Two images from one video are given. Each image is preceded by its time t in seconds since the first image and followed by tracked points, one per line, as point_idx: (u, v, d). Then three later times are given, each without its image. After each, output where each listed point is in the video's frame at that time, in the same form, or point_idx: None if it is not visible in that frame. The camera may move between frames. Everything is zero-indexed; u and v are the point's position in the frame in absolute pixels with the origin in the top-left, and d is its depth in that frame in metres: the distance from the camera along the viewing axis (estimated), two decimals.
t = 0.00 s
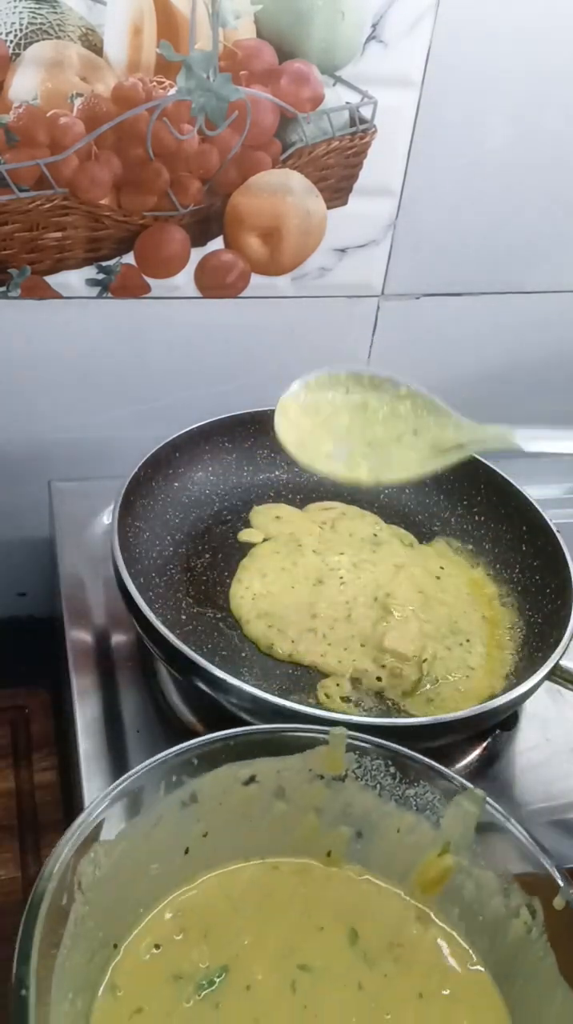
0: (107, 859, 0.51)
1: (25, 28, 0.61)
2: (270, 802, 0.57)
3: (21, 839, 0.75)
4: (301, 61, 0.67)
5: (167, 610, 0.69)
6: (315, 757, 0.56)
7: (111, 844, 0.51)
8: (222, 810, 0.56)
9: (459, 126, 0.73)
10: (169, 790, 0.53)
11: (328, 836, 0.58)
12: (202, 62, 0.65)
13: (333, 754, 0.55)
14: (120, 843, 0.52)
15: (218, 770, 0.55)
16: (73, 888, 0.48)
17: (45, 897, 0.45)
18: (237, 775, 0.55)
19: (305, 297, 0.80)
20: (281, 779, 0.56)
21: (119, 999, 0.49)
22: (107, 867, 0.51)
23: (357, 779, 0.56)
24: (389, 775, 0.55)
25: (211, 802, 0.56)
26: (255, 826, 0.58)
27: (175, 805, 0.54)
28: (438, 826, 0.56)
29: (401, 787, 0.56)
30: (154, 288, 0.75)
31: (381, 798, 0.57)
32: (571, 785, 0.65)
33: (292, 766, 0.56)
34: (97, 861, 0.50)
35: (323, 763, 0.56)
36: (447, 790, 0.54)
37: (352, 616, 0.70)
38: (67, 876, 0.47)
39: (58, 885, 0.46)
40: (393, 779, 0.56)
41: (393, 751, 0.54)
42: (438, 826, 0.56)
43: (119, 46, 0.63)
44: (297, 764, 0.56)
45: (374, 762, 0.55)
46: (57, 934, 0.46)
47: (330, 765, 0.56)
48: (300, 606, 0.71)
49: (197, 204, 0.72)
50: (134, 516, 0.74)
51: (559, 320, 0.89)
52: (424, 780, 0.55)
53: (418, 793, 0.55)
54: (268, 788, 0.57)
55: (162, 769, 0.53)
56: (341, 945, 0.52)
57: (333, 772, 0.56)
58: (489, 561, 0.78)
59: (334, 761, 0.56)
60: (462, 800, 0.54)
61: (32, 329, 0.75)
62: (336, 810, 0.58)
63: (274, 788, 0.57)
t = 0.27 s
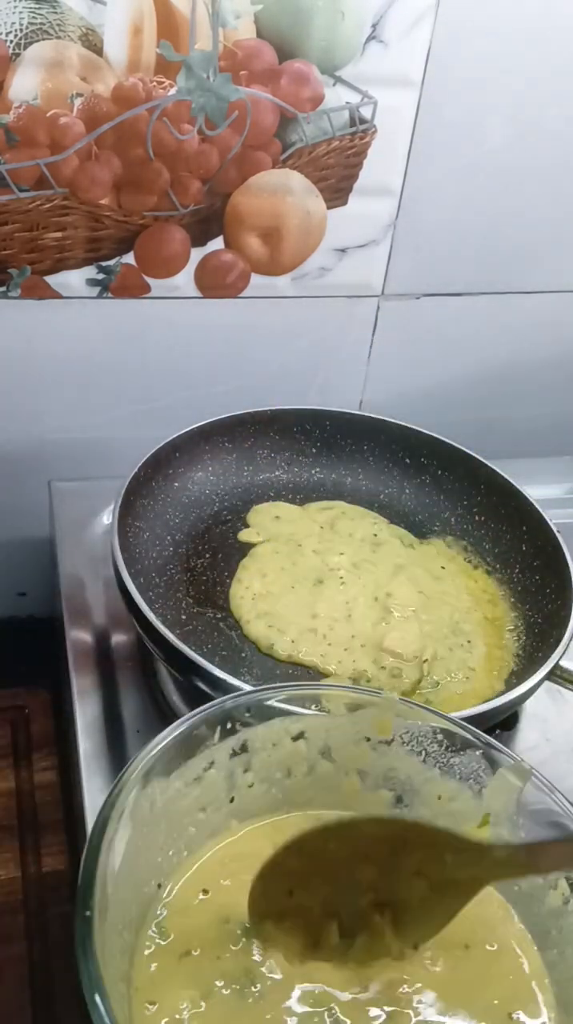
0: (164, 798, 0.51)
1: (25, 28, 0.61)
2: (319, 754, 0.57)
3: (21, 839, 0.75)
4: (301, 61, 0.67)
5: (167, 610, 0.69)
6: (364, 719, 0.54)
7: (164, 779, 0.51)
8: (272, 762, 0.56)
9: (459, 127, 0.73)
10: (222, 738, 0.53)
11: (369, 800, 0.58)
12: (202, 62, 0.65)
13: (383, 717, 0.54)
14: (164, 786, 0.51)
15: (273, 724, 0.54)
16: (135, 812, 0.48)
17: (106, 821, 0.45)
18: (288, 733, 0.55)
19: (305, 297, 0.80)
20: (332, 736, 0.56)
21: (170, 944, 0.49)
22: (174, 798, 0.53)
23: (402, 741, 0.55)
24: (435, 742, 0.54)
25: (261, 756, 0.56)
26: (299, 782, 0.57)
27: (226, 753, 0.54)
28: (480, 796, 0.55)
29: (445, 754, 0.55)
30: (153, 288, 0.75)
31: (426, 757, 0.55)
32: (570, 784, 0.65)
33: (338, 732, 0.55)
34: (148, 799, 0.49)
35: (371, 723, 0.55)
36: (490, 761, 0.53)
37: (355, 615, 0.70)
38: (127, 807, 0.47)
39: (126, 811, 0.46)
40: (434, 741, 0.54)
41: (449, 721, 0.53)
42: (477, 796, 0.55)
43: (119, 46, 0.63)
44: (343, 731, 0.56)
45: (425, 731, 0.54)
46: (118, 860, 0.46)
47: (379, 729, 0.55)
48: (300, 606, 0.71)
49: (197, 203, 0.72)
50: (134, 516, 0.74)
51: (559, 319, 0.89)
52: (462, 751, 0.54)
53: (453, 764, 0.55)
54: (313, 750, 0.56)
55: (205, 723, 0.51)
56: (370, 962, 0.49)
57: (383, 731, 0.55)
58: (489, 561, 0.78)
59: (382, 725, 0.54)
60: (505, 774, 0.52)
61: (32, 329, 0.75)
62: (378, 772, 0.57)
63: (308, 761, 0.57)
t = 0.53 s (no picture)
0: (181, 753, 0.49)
1: (25, 28, 0.61)
2: (341, 716, 0.54)
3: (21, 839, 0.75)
4: (301, 61, 0.67)
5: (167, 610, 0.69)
6: (384, 678, 0.52)
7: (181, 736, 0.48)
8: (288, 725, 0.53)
9: (459, 127, 0.73)
10: (239, 695, 0.50)
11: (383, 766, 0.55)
12: (203, 62, 0.65)
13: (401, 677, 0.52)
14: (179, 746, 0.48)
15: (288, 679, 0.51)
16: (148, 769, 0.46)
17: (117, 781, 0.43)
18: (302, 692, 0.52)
19: (305, 297, 0.80)
20: (354, 696, 0.53)
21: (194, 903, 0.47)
22: (192, 758, 0.50)
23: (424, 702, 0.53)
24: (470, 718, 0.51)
25: (277, 718, 0.53)
26: (314, 742, 0.55)
27: (242, 710, 0.51)
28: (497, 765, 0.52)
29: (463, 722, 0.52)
30: (153, 288, 0.75)
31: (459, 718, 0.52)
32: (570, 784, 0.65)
33: (354, 695, 0.53)
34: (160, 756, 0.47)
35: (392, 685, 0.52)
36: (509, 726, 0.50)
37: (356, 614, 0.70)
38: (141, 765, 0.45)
39: (138, 771, 0.44)
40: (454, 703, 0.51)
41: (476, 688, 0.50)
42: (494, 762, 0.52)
43: (119, 45, 0.63)
44: (363, 695, 0.53)
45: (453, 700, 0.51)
46: (131, 825, 0.43)
47: (396, 691, 0.53)
48: (301, 606, 0.71)
49: (197, 204, 0.72)
50: (134, 516, 0.74)
51: (559, 320, 0.89)
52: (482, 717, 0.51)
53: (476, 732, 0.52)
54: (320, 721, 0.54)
55: (217, 679, 0.49)
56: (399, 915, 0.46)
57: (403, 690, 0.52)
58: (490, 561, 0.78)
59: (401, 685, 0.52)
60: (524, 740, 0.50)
61: (32, 329, 0.75)
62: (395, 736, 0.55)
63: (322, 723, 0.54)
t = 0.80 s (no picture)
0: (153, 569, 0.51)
1: (25, 28, 0.61)
2: (309, 557, 0.59)
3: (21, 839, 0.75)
4: (301, 61, 0.67)
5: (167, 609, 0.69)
6: (353, 534, 0.56)
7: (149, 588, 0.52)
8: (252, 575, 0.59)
9: (459, 127, 0.73)
10: (204, 556, 0.54)
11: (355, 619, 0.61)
12: (203, 62, 0.65)
13: (369, 537, 0.56)
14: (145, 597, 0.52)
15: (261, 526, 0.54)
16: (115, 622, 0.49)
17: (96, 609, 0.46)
18: (260, 533, 0.55)
19: (305, 297, 0.80)
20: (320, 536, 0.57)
21: (176, 748, 0.54)
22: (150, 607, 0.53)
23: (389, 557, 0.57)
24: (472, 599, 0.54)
25: (244, 572, 0.59)
26: (288, 587, 0.61)
27: (208, 572, 0.56)
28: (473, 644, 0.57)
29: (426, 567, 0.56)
30: (153, 288, 0.75)
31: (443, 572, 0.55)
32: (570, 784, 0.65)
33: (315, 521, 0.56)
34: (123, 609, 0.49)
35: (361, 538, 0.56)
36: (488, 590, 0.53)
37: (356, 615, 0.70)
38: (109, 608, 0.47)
39: (109, 612, 0.47)
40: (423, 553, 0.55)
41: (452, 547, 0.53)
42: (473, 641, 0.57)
43: (120, 45, 0.63)
44: (324, 524, 0.56)
45: (431, 554, 0.55)
46: (98, 675, 0.46)
47: (365, 548, 0.57)
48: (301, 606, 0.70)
49: (197, 204, 0.72)
50: (134, 516, 0.74)
51: (559, 319, 0.89)
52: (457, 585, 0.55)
53: (452, 580, 0.55)
54: (296, 545, 0.58)
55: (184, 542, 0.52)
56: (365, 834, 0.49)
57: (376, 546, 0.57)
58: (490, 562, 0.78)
59: (370, 538, 0.56)
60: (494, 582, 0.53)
61: (31, 329, 0.75)
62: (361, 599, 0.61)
63: (288, 548, 0.58)
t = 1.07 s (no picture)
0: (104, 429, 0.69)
1: (25, 28, 0.61)
2: (225, 470, 0.77)
3: (21, 838, 0.70)
4: (301, 61, 0.67)
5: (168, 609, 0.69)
6: (256, 444, 0.74)
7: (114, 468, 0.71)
8: (163, 487, 0.75)
9: (460, 125, 0.73)
10: (114, 459, 0.71)
11: (269, 519, 0.80)
12: (203, 62, 0.65)
13: (274, 443, 0.73)
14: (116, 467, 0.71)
15: (159, 445, 0.73)
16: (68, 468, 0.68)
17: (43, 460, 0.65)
18: (180, 452, 0.74)
19: (305, 297, 0.80)
20: (227, 455, 0.75)
21: (88, 633, 0.71)
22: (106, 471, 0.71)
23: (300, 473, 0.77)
24: (326, 451, 0.74)
25: (154, 477, 0.74)
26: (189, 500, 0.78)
27: (118, 476, 0.72)
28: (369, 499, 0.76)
29: (297, 442, 0.74)
30: (154, 288, 0.75)
31: (315, 475, 0.77)
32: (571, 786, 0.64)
33: (228, 447, 0.75)
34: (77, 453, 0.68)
35: (259, 447, 0.75)
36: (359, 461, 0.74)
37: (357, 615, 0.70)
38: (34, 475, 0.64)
39: (10, 511, 0.61)
40: (317, 473, 0.76)
41: (329, 431, 0.73)
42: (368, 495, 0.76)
43: (119, 45, 0.63)
44: (238, 443, 0.74)
45: (310, 442, 0.74)
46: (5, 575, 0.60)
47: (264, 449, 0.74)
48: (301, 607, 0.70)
49: (197, 204, 0.72)
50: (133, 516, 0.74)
51: (560, 320, 0.89)
52: (313, 434, 0.74)
53: (295, 441, 0.74)
54: (210, 466, 0.76)
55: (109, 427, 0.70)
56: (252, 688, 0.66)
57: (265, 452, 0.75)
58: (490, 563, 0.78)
59: (265, 443, 0.74)
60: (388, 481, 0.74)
61: (32, 329, 0.75)
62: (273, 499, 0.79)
63: (217, 463, 0.76)
